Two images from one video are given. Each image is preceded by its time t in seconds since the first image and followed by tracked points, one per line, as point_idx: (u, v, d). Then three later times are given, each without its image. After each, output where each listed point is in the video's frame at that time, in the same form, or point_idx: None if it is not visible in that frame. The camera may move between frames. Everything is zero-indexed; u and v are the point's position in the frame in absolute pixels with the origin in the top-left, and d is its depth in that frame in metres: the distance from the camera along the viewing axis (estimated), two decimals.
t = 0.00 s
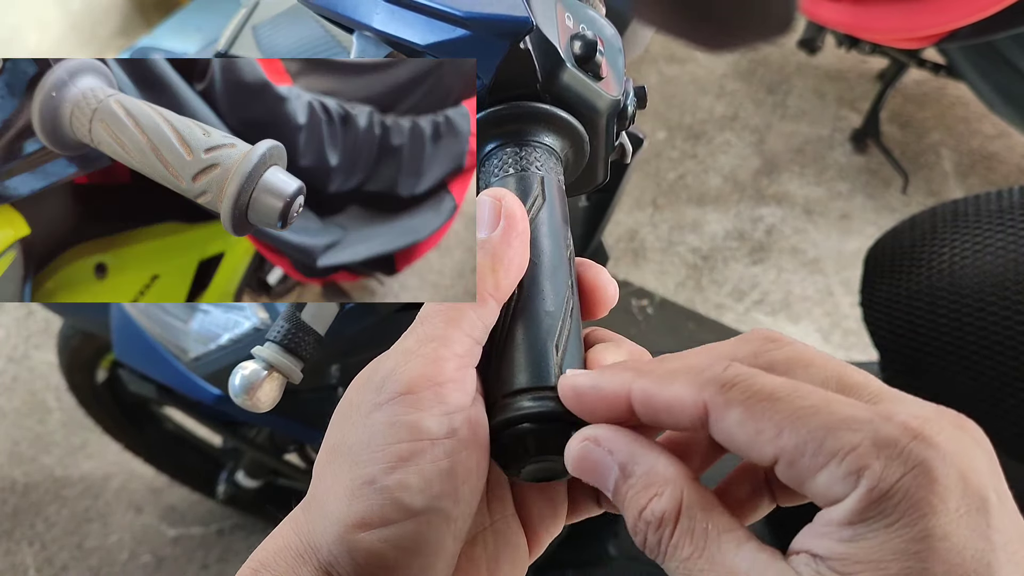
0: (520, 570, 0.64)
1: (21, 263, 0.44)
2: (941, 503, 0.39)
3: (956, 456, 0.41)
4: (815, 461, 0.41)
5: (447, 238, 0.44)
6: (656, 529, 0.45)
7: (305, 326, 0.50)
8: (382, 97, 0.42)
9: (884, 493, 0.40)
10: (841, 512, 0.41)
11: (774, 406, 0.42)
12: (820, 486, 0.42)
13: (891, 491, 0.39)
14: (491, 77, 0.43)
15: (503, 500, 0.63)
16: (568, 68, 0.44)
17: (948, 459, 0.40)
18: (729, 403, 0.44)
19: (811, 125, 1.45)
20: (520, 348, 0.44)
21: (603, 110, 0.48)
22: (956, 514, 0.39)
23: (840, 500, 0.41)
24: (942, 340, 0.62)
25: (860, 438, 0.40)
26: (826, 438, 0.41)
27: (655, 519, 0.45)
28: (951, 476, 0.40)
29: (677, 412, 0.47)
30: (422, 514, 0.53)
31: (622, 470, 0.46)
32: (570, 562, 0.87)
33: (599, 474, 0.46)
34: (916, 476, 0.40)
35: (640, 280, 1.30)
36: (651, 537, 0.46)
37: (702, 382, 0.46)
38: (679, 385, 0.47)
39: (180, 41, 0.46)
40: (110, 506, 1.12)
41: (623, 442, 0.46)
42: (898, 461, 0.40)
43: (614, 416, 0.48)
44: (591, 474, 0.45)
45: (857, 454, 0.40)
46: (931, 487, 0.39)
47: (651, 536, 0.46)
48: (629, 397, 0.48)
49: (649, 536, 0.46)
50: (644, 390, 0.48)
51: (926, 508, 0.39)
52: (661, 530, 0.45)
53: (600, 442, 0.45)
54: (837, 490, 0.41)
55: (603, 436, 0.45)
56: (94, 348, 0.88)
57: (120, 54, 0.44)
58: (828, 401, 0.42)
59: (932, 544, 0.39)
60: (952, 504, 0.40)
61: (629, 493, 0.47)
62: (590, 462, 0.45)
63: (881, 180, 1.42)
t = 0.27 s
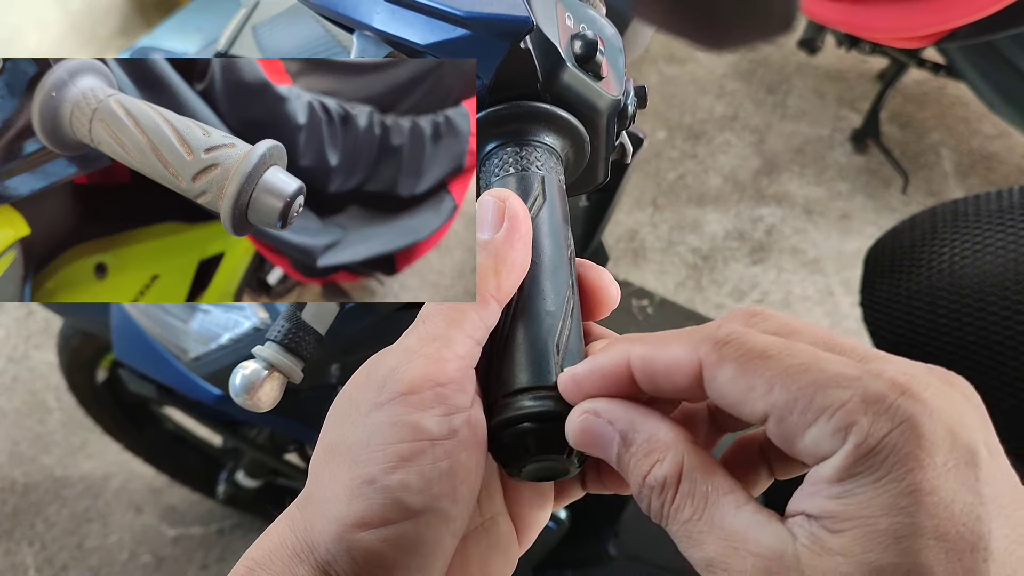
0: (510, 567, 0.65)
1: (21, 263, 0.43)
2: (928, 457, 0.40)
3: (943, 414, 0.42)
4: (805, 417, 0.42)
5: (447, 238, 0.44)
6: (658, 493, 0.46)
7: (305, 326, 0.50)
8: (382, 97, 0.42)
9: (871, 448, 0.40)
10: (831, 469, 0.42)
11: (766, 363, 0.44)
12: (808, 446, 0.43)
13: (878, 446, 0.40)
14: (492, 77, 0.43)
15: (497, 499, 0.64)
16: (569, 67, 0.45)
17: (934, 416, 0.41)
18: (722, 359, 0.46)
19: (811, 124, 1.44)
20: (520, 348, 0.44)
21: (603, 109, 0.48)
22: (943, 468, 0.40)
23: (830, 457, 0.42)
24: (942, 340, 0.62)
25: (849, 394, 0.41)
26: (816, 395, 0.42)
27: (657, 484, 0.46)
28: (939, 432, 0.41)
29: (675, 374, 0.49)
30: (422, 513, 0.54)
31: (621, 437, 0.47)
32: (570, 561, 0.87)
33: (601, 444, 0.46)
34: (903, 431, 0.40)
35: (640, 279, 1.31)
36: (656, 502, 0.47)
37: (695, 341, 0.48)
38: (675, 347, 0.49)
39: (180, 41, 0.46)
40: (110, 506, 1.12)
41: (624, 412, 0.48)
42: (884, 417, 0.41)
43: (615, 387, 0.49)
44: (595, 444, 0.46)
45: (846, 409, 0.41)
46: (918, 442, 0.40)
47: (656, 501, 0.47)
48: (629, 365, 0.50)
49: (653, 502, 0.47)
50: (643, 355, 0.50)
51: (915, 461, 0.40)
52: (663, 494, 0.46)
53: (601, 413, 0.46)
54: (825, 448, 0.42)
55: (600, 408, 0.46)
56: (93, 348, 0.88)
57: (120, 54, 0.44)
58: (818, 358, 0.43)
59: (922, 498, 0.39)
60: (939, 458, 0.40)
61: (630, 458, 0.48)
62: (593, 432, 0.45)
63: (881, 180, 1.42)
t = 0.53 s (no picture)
0: (510, 568, 0.65)
1: (21, 263, 0.43)
2: (905, 480, 0.40)
3: (924, 437, 0.42)
4: (785, 427, 0.42)
5: (446, 238, 0.44)
6: (653, 493, 0.47)
7: (305, 325, 0.50)
8: (382, 97, 0.42)
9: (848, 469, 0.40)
10: (808, 485, 0.42)
11: (756, 366, 0.43)
12: (785, 456, 0.43)
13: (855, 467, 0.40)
14: (492, 76, 0.43)
15: (496, 499, 0.64)
16: (568, 67, 0.45)
17: (915, 439, 0.41)
18: (714, 356, 0.45)
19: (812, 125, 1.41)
20: (520, 348, 0.44)
21: (603, 109, 0.48)
22: (919, 492, 0.40)
23: (807, 471, 0.42)
24: (941, 340, 0.62)
25: (831, 410, 0.41)
26: (798, 407, 0.42)
27: (654, 485, 0.47)
28: (918, 455, 0.41)
29: (666, 366, 0.49)
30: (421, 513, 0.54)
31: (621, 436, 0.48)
32: (571, 561, 0.87)
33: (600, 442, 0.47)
34: (880, 452, 0.40)
35: (640, 280, 1.32)
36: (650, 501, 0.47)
37: (690, 336, 0.47)
38: (670, 340, 0.48)
39: (181, 41, 0.46)
40: (110, 505, 1.12)
41: (622, 408, 0.48)
42: (864, 435, 0.40)
43: (612, 379, 0.49)
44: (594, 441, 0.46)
45: (826, 426, 0.41)
46: (896, 464, 0.40)
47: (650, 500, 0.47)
48: (626, 357, 0.50)
49: (648, 501, 0.47)
50: (639, 348, 0.50)
51: (893, 484, 0.40)
52: (658, 496, 0.47)
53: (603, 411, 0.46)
54: (802, 462, 0.42)
55: (603, 405, 0.46)
56: (93, 348, 0.88)
57: (120, 54, 0.44)
58: (807, 368, 0.43)
59: (898, 521, 0.39)
60: (916, 482, 0.40)
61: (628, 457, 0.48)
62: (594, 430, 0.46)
63: (881, 180, 1.42)
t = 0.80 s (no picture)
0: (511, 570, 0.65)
1: (21, 263, 0.43)
2: (937, 473, 0.39)
3: (956, 431, 0.41)
4: (812, 423, 0.43)
5: (447, 238, 0.44)
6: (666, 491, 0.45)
7: (306, 327, 0.50)
8: (382, 97, 0.42)
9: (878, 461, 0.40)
10: (837, 479, 0.42)
11: (779, 363, 0.44)
12: (813, 450, 0.43)
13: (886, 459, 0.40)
14: (493, 78, 0.43)
15: (496, 501, 0.64)
16: (570, 69, 0.44)
17: (947, 433, 0.41)
18: (736, 354, 0.46)
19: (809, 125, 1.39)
20: (522, 350, 0.44)
21: (604, 110, 0.48)
22: (953, 486, 0.39)
23: (835, 465, 0.42)
24: (941, 340, 0.62)
25: (859, 403, 0.41)
26: (825, 400, 0.42)
27: (667, 481, 0.45)
28: (950, 450, 0.40)
29: (686, 366, 0.49)
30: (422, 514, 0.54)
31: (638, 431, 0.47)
32: (571, 562, 0.87)
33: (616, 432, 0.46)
34: (910, 443, 0.40)
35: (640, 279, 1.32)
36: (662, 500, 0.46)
37: (711, 335, 0.48)
38: (691, 340, 0.49)
39: (181, 41, 0.46)
40: (110, 505, 1.12)
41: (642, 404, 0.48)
42: (893, 428, 0.40)
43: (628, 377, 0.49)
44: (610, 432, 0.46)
45: (854, 418, 0.41)
46: (926, 457, 0.40)
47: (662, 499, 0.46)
48: (643, 357, 0.51)
49: (659, 497, 0.46)
50: (657, 346, 0.50)
51: (924, 478, 0.39)
52: (672, 492, 0.45)
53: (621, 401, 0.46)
54: (830, 455, 0.42)
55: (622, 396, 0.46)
56: (93, 349, 0.88)
57: (120, 54, 0.44)
58: (834, 363, 0.43)
59: (930, 517, 0.38)
60: (948, 476, 0.40)
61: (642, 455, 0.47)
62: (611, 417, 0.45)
63: (881, 180, 1.42)
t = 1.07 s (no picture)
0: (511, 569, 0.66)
1: (21, 263, 0.43)
2: None
3: None
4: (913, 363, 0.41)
5: (446, 238, 0.44)
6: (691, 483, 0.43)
7: (305, 326, 0.50)
8: (381, 96, 0.42)
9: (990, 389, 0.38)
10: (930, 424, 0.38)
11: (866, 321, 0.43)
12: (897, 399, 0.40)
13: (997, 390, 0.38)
14: (493, 78, 0.42)
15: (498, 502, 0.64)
16: (570, 68, 0.44)
17: None
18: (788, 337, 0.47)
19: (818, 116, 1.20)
20: (522, 349, 0.44)
21: (604, 110, 0.48)
22: None
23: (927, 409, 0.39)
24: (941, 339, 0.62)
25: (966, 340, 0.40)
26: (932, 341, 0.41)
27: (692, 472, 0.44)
28: None
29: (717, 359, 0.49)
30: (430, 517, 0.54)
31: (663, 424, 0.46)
32: (570, 561, 0.87)
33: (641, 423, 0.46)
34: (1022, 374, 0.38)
35: (640, 280, 1.35)
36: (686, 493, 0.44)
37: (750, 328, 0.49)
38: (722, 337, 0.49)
39: (181, 41, 0.46)
40: (110, 505, 1.13)
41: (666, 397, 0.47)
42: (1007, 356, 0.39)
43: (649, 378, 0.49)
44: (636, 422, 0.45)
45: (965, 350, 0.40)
46: None
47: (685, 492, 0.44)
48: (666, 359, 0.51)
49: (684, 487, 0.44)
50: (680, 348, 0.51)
51: None
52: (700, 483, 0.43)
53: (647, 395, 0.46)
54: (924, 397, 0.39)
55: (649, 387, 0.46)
56: (93, 349, 0.88)
57: (120, 54, 0.44)
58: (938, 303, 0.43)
59: None
60: None
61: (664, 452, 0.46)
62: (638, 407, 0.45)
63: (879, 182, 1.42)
